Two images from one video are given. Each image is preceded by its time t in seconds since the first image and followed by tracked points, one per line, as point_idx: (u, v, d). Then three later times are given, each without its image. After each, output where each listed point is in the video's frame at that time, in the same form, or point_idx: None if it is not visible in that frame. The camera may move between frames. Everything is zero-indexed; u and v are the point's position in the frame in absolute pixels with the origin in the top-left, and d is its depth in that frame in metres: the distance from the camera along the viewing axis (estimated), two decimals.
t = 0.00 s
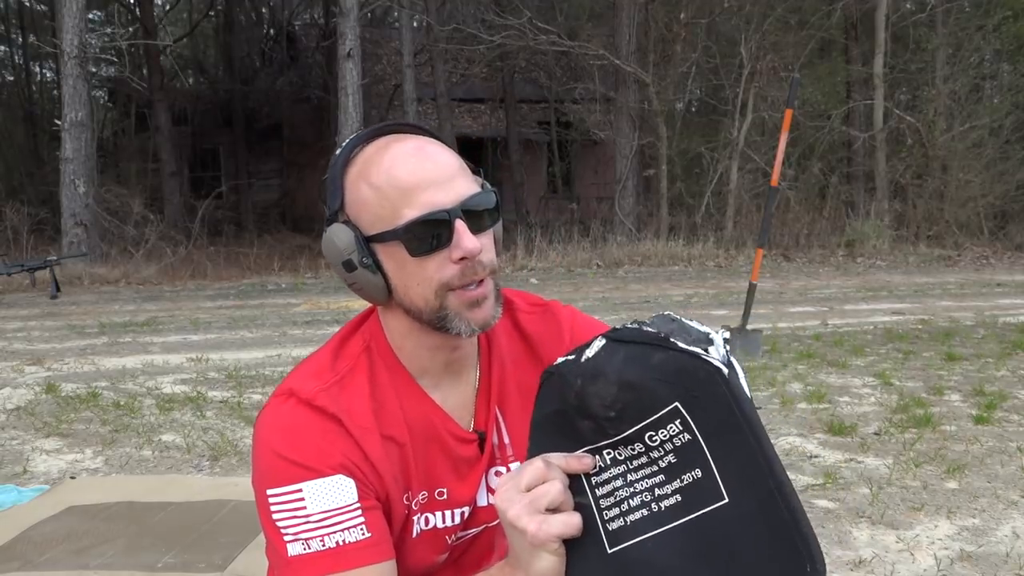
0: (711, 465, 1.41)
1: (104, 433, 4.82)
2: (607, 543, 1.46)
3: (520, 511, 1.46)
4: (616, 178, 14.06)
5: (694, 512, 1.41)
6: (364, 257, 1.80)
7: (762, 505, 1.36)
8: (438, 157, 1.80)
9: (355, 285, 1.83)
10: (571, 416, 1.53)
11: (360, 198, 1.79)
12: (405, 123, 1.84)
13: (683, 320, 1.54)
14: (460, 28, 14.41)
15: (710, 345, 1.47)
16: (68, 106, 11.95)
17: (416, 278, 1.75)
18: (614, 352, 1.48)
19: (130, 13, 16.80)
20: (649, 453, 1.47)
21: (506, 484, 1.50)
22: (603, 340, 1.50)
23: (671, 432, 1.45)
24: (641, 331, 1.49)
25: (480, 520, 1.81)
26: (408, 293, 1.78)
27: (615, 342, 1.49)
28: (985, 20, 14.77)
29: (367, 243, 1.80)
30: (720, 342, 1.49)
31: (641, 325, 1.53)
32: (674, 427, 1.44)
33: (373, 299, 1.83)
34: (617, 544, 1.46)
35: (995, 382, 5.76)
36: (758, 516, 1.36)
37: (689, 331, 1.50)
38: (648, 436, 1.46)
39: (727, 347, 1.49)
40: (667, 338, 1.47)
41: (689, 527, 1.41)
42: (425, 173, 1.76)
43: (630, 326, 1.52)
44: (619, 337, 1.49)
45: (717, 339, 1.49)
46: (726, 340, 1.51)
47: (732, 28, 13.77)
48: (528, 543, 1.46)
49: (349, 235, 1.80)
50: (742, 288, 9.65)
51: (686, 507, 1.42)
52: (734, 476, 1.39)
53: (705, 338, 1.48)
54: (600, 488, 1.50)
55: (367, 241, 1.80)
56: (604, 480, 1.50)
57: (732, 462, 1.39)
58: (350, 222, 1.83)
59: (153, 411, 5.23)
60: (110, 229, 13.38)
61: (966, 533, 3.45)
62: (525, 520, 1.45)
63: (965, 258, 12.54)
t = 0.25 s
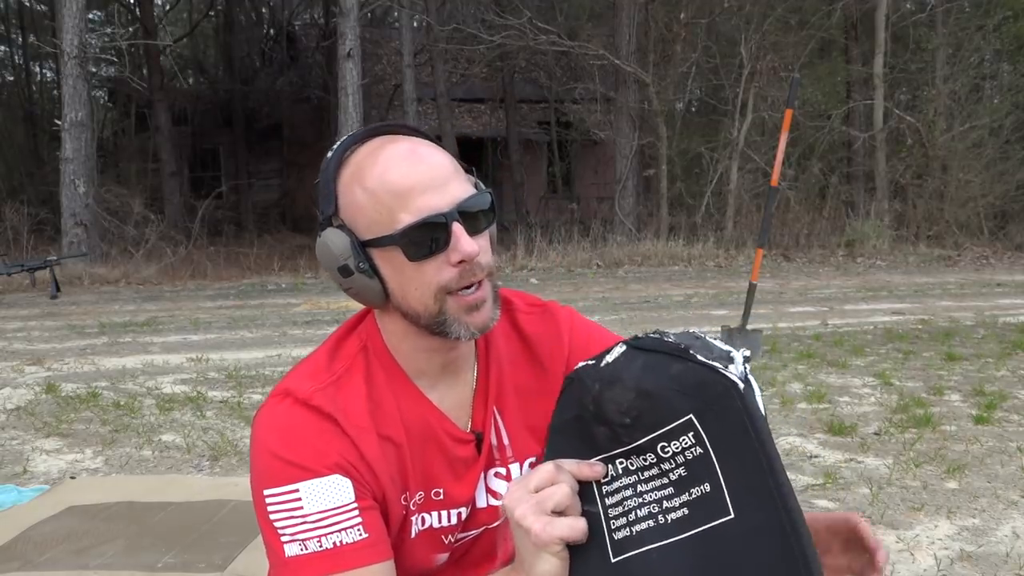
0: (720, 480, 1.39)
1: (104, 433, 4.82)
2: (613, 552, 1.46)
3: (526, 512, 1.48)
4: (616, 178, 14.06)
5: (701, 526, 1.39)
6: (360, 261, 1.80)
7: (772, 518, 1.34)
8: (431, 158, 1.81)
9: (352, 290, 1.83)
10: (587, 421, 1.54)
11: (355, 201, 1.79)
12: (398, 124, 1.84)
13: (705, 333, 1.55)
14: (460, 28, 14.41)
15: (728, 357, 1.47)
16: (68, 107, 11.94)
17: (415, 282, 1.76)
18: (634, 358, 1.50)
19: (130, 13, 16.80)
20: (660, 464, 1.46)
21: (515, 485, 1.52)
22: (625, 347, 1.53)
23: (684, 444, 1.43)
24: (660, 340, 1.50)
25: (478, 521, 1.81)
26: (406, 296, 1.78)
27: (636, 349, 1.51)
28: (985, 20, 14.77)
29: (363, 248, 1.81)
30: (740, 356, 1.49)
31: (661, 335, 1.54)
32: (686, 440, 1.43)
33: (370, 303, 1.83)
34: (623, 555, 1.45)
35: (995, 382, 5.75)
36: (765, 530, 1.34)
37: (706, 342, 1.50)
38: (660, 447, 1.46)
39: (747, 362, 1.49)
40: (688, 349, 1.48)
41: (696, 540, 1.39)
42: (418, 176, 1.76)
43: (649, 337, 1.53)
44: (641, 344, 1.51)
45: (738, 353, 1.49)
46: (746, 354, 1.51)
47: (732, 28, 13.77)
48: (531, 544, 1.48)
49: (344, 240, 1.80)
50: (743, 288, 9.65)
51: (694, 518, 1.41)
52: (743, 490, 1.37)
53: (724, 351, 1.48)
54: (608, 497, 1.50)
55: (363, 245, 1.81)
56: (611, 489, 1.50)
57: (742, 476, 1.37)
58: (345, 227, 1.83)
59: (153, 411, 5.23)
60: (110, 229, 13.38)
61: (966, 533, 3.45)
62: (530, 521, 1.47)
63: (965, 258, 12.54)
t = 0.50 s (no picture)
0: (724, 482, 1.39)
1: (104, 433, 4.82)
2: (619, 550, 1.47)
3: (536, 523, 1.48)
4: (616, 178, 14.07)
5: (705, 527, 1.40)
6: (351, 272, 1.79)
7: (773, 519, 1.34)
8: (415, 161, 1.80)
9: (344, 301, 1.81)
10: (582, 429, 1.51)
11: (341, 211, 1.78)
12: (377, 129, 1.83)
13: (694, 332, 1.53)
14: (460, 28, 14.41)
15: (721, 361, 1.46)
16: (68, 107, 11.94)
17: (408, 289, 1.75)
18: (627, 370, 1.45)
19: (129, 12, 16.79)
20: (663, 467, 1.45)
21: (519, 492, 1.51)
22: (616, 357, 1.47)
23: (684, 449, 1.43)
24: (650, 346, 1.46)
25: (475, 521, 1.81)
26: (400, 304, 1.77)
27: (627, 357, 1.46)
28: (985, 20, 14.78)
29: (352, 258, 1.79)
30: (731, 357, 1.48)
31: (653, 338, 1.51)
32: (688, 445, 1.42)
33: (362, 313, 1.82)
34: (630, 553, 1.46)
35: (995, 382, 5.76)
36: (764, 533, 1.34)
37: (696, 344, 1.49)
38: (662, 452, 1.45)
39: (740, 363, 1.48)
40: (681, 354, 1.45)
41: (700, 540, 1.40)
42: (407, 184, 1.76)
43: (641, 347, 1.47)
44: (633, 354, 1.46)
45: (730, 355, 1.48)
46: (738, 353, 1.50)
47: (732, 27, 13.77)
48: (545, 551, 1.48)
49: (333, 251, 1.78)
50: (743, 288, 9.65)
51: (697, 519, 1.42)
52: (745, 493, 1.37)
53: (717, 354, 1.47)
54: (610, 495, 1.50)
55: (353, 255, 1.80)
56: (613, 488, 1.50)
57: (742, 479, 1.37)
58: (332, 238, 1.81)
59: (153, 411, 5.23)
60: (110, 229, 13.39)
61: (965, 533, 3.45)
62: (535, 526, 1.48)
63: (965, 258, 12.55)
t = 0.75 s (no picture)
0: (737, 469, 1.50)
1: (103, 433, 4.82)
2: (629, 534, 1.55)
3: (559, 541, 1.48)
4: (616, 178, 14.06)
5: (714, 503, 1.53)
6: (333, 278, 1.79)
7: (786, 497, 1.50)
8: (392, 163, 1.81)
9: (328, 307, 1.82)
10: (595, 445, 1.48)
11: (324, 218, 1.78)
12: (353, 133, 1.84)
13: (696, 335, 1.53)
14: (460, 28, 14.40)
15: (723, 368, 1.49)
16: (68, 107, 11.94)
17: (392, 290, 1.76)
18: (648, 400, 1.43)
19: (130, 12, 16.79)
20: (674, 463, 1.52)
21: (523, 516, 1.47)
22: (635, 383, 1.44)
23: (699, 447, 1.50)
24: (665, 370, 1.44)
25: (471, 521, 1.82)
26: (384, 309, 1.78)
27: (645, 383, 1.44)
28: (985, 20, 14.77)
29: (334, 264, 1.80)
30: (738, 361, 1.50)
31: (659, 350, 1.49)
32: (703, 443, 1.49)
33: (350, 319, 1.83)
34: (640, 536, 1.55)
35: (995, 382, 5.75)
36: (776, 509, 1.51)
37: (696, 347, 1.50)
38: (677, 453, 1.50)
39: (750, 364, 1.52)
40: (682, 359, 1.47)
41: (710, 515, 1.54)
42: (384, 187, 1.77)
43: (675, 376, 1.44)
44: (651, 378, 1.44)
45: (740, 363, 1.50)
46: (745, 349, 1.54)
47: (732, 27, 13.76)
48: (566, 561, 1.50)
49: (314, 259, 1.78)
50: (743, 288, 9.64)
51: (704, 497, 1.54)
52: (753, 474, 1.50)
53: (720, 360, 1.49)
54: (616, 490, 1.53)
55: (334, 261, 1.80)
56: (620, 484, 1.52)
57: (753, 461, 1.50)
58: (313, 245, 1.81)
59: (153, 411, 5.23)
60: (110, 229, 13.39)
61: (965, 533, 3.45)
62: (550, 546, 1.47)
63: (965, 258, 12.55)
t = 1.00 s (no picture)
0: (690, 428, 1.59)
1: (104, 433, 4.82)
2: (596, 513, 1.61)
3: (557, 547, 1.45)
4: (616, 178, 14.05)
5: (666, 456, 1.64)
6: (331, 272, 1.82)
7: (732, 438, 1.64)
8: (394, 160, 1.87)
9: (324, 302, 1.83)
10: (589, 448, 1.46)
11: (320, 213, 1.82)
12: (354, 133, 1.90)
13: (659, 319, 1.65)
14: (460, 28, 14.40)
15: (692, 342, 1.59)
16: (68, 106, 11.94)
17: (389, 285, 1.79)
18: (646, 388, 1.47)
19: (130, 12, 16.79)
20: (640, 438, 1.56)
21: (518, 536, 1.40)
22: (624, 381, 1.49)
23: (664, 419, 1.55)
24: (666, 367, 1.50)
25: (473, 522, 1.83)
26: (382, 303, 1.81)
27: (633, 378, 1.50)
28: (985, 20, 14.77)
29: (332, 258, 1.83)
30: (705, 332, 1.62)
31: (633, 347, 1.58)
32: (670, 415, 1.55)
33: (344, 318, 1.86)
34: (605, 510, 1.62)
35: (995, 382, 5.75)
36: (724, 453, 1.65)
37: (667, 333, 1.61)
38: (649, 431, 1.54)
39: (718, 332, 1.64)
40: (650, 342, 1.59)
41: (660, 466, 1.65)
42: (383, 180, 1.81)
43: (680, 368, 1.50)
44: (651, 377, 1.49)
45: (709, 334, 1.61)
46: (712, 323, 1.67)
47: (732, 27, 13.76)
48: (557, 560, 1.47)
49: (313, 253, 1.81)
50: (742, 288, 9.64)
51: (661, 460, 1.65)
52: (703, 430, 1.62)
53: (684, 338, 1.60)
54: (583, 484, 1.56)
55: (332, 255, 1.83)
56: (588, 475, 1.55)
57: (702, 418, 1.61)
58: (311, 239, 1.84)
59: (153, 411, 5.23)
60: (110, 229, 13.39)
61: (965, 533, 3.45)
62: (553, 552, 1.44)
63: (965, 258, 12.55)
